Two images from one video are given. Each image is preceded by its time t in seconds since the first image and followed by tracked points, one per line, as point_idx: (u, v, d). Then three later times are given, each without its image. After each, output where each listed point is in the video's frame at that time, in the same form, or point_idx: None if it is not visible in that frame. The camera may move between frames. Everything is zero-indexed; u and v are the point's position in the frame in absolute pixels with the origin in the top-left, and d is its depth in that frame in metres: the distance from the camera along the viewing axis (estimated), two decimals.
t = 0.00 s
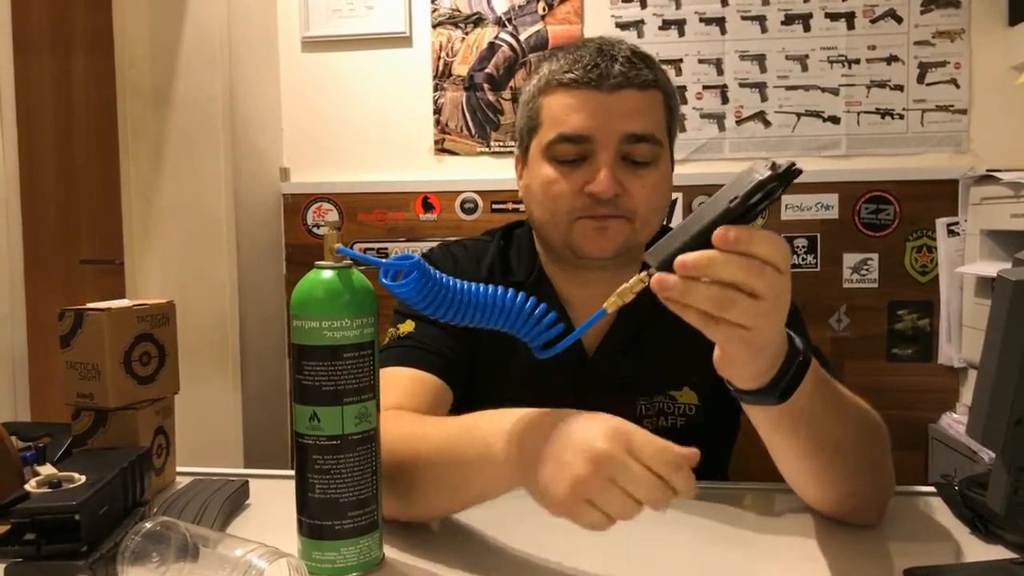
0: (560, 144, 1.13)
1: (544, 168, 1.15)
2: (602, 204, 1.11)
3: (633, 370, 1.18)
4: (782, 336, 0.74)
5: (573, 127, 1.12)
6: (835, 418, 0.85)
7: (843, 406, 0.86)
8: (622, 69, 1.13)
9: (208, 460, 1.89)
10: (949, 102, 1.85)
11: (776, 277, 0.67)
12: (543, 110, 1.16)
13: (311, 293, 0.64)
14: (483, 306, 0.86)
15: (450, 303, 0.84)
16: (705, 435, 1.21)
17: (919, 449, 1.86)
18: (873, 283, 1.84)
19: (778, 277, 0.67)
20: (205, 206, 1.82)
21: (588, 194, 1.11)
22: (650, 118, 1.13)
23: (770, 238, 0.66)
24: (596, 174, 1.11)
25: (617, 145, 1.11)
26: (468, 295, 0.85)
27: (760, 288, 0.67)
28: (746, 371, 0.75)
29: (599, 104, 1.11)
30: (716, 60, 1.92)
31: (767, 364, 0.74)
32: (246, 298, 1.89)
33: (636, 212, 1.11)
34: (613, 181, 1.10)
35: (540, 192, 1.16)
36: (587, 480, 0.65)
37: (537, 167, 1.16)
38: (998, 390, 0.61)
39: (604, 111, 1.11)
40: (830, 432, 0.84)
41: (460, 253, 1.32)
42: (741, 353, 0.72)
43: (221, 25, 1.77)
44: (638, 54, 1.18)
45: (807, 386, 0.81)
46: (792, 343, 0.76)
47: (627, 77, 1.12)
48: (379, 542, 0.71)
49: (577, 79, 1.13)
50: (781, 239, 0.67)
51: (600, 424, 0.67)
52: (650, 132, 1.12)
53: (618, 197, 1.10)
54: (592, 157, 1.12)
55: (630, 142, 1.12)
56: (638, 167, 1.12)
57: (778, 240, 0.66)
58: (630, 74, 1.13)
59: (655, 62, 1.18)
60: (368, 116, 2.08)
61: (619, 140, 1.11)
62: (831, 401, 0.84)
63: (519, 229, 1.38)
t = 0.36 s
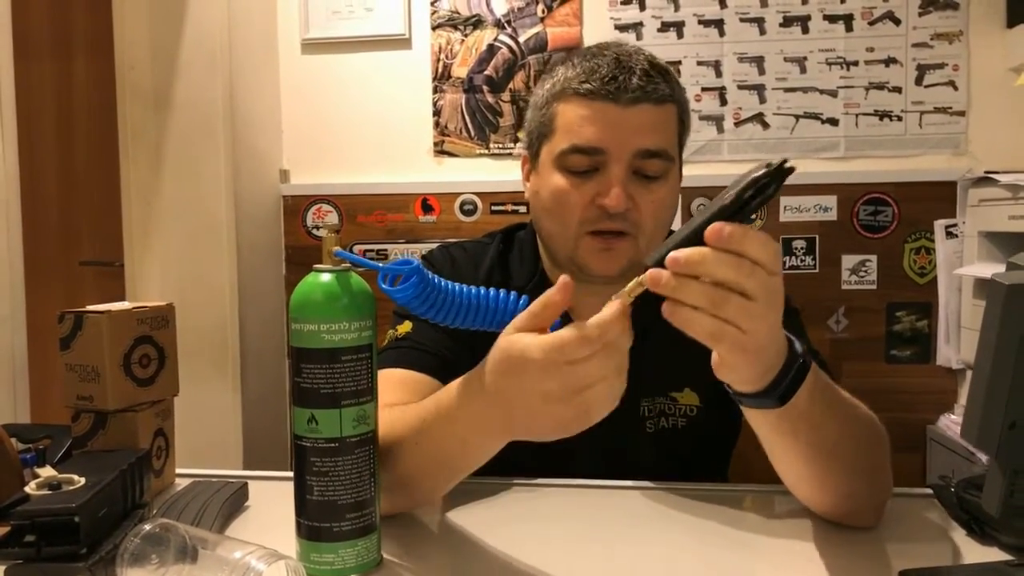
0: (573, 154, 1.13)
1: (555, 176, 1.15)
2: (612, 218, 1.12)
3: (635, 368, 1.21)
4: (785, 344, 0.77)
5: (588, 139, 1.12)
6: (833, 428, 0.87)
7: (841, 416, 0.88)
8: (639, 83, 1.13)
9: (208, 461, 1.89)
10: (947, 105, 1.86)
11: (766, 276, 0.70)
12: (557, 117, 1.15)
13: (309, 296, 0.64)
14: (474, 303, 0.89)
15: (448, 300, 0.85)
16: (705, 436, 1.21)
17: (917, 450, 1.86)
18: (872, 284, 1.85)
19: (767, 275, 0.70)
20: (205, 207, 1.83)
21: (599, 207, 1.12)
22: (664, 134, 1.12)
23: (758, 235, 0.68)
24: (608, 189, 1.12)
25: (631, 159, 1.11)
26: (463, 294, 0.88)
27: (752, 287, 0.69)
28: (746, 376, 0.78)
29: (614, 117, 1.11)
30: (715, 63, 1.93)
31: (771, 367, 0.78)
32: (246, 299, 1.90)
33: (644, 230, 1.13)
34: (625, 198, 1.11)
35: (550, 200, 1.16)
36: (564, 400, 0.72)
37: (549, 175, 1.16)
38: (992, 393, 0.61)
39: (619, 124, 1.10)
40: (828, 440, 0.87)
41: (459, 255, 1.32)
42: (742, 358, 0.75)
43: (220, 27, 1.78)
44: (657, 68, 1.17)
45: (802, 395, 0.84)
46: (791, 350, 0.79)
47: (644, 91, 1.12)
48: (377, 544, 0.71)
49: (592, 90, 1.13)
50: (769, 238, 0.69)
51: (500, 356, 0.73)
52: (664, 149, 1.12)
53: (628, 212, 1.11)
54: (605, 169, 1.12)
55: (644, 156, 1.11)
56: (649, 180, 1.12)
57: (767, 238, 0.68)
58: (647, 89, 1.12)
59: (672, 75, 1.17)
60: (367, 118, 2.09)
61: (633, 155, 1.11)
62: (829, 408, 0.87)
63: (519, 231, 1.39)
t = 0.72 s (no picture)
0: (563, 147, 1.13)
1: (546, 171, 1.15)
2: (602, 208, 1.11)
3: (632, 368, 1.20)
4: (771, 354, 0.74)
5: (576, 130, 1.12)
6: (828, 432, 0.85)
7: (837, 419, 0.87)
8: (625, 75, 1.14)
9: (209, 461, 1.89)
10: (947, 105, 1.86)
11: (729, 294, 0.67)
12: (546, 114, 1.16)
13: (311, 298, 0.64)
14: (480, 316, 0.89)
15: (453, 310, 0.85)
16: (704, 438, 1.21)
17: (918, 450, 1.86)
18: (872, 285, 1.84)
19: (732, 294, 0.67)
20: (206, 208, 1.83)
21: (590, 198, 1.11)
22: (653, 123, 1.13)
23: (719, 255, 0.65)
24: (597, 180, 1.12)
25: (620, 149, 1.12)
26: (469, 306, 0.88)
27: (713, 305, 0.67)
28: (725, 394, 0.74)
29: (603, 108, 1.11)
30: (716, 63, 1.93)
31: (757, 383, 0.74)
32: (247, 299, 1.90)
33: (637, 220, 1.12)
34: (615, 186, 1.10)
35: (542, 196, 1.16)
36: (575, 402, 0.74)
37: (540, 171, 1.16)
38: (993, 396, 0.61)
39: (607, 115, 1.11)
40: (821, 447, 0.85)
41: (459, 256, 1.32)
42: (726, 374, 0.71)
43: (222, 28, 1.78)
44: (641, 62, 1.18)
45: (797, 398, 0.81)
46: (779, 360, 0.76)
47: (630, 82, 1.13)
48: (380, 544, 0.71)
49: (580, 83, 1.14)
50: (733, 260, 0.66)
51: (517, 354, 0.75)
52: (653, 137, 1.13)
53: (619, 201, 1.10)
54: (595, 161, 1.13)
55: (633, 145, 1.12)
56: (640, 169, 1.12)
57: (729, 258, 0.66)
58: (633, 79, 1.13)
59: (657, 69, 1.18)
60: (368, 118, 2.09)
61: (623, 145, 1.12)
62: (823, 413, 0.85)
63: (518, 233, 1.39)
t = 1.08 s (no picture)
0: (544, 141, 1.14)
1: (533, 169, 1.15)
2: (586, 200, 1.10)
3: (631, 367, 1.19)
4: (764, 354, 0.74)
5: (557, 123, 1.12)
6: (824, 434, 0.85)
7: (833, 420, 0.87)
8: (602, 66, 1.13)
9: (209, 462, 1.89)
10: (947, 105, 1.85)
11: (716, 291, 0.67)
12: (529, 113, 1.17)
13: (315, 298, 0.64)
14: (489, 320, 0.89)
15: (463, 314, 0.86)
16: (704, 438, 1.21)
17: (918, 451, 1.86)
18: (872, 285, 1.84)
19: (719, 291, 0.67)
20: (205, 208, 1.83)
21: (573, 189, 1.11)
22: (633, 111, 1.13)
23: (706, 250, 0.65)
24: (580, 170, 1.11)
25: (601, 139, 1.12)
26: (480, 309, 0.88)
27: (700, 302, 0.67)
28: (720, 395, 0.74)
29: (581, 100, 1.11)
30: (716, 63, 1.93)
31: (749, 383, 0.73)
32: (246, 299, 1.90)
33: (624, 207, 1.11)
34: (596, 174, 1.10)
35: (530, 194, 1.16)
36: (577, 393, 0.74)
37: (527, 169, 1.16)
38: (992, 396, 0.61)
39: (586, 107, 1.11)
40: (818, 449, 0.84)
41: (458, 256, 1.32)
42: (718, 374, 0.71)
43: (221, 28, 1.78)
44: (620, 54, 1.18)
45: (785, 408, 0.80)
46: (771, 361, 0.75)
47: (607, 73, 1.12)
48: (384, 544, 0.71)
49: (558, 78, 1.14)
50: (719, 256, 0.67)
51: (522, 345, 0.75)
52: (635, 123, 1.12)
53: (602, 189, 1.09)
54: (578, 154, 1.13)
55: (614, 133, 1.12)
56: (624, 157, 1.12)
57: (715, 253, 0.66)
58: (610, 70, 1.13)
59: (636, 60, 1.18)
60: (368, 118, 2.09)
61: (604, 134, 1.12)
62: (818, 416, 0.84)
63: (517, 233, 1.38)
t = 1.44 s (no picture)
0: (537, 146, 1.14)
1: (525, 174, 1.15)
2: (580, 203, 1.10)
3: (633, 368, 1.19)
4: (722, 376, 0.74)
5: (547, 128, 1.12)
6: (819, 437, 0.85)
7: (823, 424, 0.87)
8: (591, 69, 1.13)
9: (210, 462, 1.89)
10: (950, 105, 1.85)
11: (640, 336, 0.66)
12: (522, 118, 1.17)
13: (323, 297, 0.64)
14: (504, 329, 0.90)
15: (477, 320, 0.87)
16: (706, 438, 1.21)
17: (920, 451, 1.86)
18: (874, 285, 1.84)
19: (643, 334, 0.66)
20: (207, 208, 1.83)
21: (566, 193, 1.11)
22: (623, 112, 1.12)
23: (615, 292, 0.65)
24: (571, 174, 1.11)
25: (592, 142, 1.12)
26: (495, 318, 0.89)
27: (627, 352, 0.66)
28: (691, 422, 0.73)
29: (572, 104, 1.11)
30: (717, 63, 1.92)
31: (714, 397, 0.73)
32: (247, 298, 1.90)
33: (618, 209, 1.11)
34: (586, 177, 1.10)
35: (524, 199, 1.16)
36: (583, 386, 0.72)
37: (520, 174, 1.16)
38: (995, 396, 0.61)
39: (576, 111, 1.11)
40: (811, 453, 0.84)
41: (460, 256, 1.32)
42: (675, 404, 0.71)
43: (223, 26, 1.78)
44: (609, 54, 1.18)
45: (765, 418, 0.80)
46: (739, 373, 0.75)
47: (596, 75, 1.12)
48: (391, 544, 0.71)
49: (548, 83, 1.13)
50: (635, 295, 0.65)
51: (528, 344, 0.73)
52: (626, 125, 1.12)
53: (595, 193, 1.10)
54: (569, 158, 1.13)
55: (606, 136, 1.12)
56: (617, 159, 1.13)
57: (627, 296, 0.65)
58: (599, 72, 1.13)
59: (626, 60, 1.17)
60: (370, 118, 2.09)
61: (594, 137, 1.12)
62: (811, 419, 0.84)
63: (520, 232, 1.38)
